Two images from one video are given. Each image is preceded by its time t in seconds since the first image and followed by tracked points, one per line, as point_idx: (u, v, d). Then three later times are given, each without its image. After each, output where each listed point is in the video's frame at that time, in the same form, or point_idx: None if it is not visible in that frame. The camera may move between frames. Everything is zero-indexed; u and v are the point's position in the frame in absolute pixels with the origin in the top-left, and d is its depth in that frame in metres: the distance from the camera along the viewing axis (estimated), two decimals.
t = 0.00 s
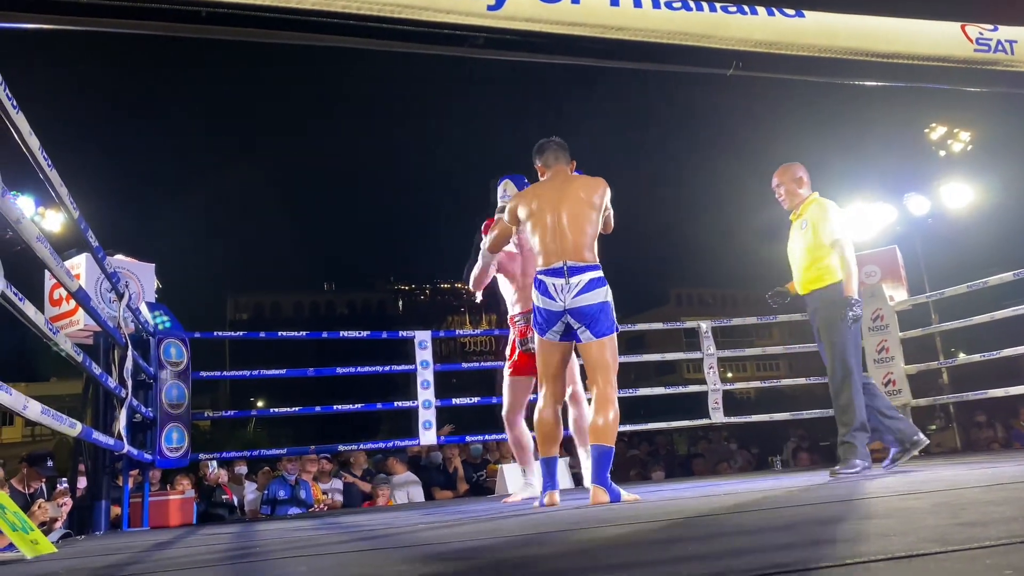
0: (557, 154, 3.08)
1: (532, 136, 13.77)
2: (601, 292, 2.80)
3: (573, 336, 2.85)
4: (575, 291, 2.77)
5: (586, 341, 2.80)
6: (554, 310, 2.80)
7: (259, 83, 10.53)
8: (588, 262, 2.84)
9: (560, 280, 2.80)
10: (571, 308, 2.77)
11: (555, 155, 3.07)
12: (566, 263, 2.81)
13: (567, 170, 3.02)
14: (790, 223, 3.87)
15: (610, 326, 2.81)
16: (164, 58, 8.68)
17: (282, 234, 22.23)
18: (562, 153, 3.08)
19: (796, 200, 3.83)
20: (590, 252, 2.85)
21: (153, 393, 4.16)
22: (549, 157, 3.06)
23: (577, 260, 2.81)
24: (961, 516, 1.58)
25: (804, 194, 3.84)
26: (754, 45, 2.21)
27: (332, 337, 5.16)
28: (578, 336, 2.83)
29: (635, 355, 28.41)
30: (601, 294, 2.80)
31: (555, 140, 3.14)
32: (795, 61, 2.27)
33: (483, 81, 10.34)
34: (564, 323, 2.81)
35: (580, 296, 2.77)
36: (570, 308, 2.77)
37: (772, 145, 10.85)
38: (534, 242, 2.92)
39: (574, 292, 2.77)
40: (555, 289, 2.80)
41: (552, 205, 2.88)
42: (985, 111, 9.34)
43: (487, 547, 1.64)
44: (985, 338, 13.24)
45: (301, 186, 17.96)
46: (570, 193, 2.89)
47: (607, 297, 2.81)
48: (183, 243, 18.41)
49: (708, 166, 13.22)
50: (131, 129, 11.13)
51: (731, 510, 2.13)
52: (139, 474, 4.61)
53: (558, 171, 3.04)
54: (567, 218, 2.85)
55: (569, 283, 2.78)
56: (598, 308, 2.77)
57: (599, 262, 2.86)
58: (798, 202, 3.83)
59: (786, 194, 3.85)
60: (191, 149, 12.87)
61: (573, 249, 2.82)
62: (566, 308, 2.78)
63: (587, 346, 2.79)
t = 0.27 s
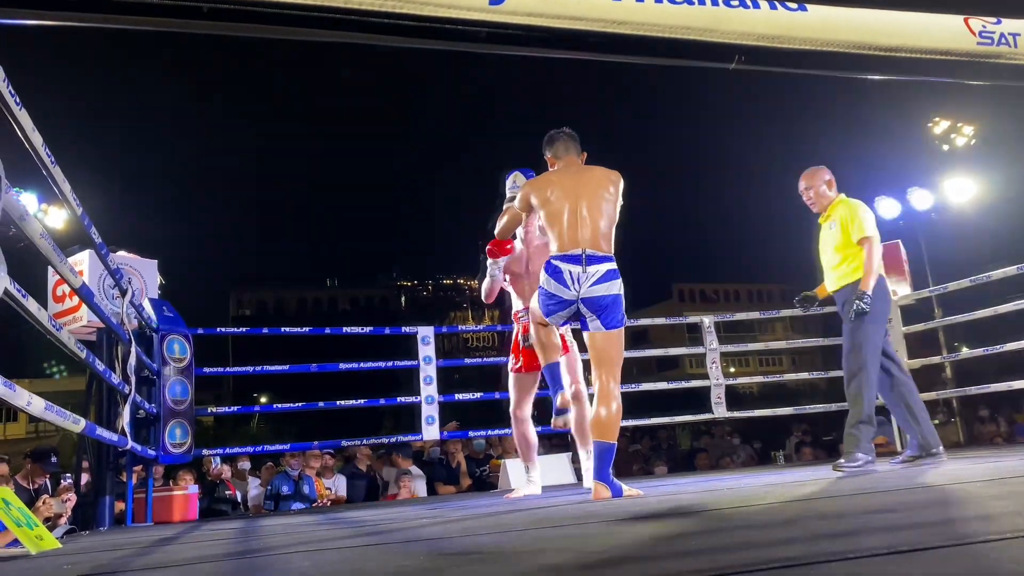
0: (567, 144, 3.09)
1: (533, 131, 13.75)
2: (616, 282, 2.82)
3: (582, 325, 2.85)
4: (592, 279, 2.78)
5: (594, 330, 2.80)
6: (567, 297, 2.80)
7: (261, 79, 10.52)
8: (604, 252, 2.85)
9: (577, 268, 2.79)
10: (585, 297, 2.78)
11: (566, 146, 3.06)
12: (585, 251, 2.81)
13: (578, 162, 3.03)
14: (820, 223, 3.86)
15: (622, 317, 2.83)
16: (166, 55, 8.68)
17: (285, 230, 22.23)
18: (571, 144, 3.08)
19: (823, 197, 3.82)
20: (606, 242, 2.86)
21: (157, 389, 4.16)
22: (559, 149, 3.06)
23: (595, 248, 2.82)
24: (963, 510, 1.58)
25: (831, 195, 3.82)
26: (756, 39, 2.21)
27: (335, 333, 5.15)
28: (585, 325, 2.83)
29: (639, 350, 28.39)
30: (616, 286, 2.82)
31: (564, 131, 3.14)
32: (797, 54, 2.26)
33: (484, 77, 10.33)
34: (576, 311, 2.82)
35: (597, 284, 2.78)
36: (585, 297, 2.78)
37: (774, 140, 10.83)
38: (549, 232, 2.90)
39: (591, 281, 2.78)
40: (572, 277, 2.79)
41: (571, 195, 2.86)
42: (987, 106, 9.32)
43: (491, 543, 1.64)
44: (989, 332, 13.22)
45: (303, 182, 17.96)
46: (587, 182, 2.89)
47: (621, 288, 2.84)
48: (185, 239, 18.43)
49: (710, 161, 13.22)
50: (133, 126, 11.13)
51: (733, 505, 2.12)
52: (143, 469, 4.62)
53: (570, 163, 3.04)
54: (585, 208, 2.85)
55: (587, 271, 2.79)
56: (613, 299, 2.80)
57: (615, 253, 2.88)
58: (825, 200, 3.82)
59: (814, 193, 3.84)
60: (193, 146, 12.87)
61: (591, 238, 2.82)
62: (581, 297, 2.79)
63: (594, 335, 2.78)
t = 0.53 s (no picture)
0: (580, 138, 3.07)
1: (534, 126, 13.74)
2: (618, 287, 2.81)
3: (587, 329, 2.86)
4: (593, 286, 2.77)
5: (600, 336, 2.81)
6: (569, 303, 2.81)
7: (261, 74, 10.52)
8: (606, 255, 2.84)
9: (578, 273, 2.80)
10: (588, 303, 2.78)
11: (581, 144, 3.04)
12: (585, 256, 2.81)
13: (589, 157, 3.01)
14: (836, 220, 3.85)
15: (626, 321, 2.82)
16: (166, 51, 8.67)
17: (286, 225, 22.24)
18: (585, 138, 3.06)
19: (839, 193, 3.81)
20: (607, 246, 2.84)
21: (158, 384, 4.17)
22: (572, 142, 3.05)
23: (594, 253, 2.81)
24: (964, 506, 1.58)
25: (845, 191, 3.82)
26: (757, 33, 2.20)
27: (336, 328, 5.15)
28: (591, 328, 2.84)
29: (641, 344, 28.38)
30: (618, 290, 2.81)
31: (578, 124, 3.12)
32: (799, 49, 2.26)
33: (484, 72, 10.33)
34: (579, 317, 2.82)
35: (597, 291, 2.77)
36: (586, 304, 2.78)
37: (775, 134, 10.82)
38: (552, 231, 2.91)
39: (591, 287, 2.77)
40: (573, 283, 2.80)
41: (578, 197, 2.85)
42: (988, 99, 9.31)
43: (494, 538, 1.64)
44: (991, 326, 13.20)
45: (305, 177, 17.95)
46: (592, 183, 2.88)
47: (623, 293, 2.82)
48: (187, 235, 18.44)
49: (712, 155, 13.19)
50: (134, 122, 11.13)
51: (734, 500, 2.12)
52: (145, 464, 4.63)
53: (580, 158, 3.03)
54: (586, 208, 2.84)
55: (587, 277, 2.78)
56: (614, 305, 2.78)
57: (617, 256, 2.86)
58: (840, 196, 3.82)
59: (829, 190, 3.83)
60: (194, 141, 12.86)
61: (590, 242, 2.82)
62: (583, 303, 2.79)
63: (600, 341, 2.80)
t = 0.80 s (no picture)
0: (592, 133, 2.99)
1: (535, 119, 13.72)
2: (621, 281, 2.81)
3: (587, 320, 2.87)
4: (595, 277, 2.79)
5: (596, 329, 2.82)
6: (569, 292, 2.84)
7: (261, 69, 10.50)
8: (610, 249, 2.83)
9: (582, 262, 2.81)
10: (587, 295, 2.80)
11: (589, 133, 2.97)
12: (591, 247, 2.81)
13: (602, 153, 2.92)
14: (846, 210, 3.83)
15: (626, 316, 2.82)
16: (166, 45, 8.66)
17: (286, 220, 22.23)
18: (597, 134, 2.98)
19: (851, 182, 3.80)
20: (613, 239, 2.84)
21: (160, 378, 4.17)
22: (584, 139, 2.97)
23: (600, 245, 2.81)
24: (965, 497, 1.57)
25: (856, 179, 3.81)
26: (758, 24, 2.19)
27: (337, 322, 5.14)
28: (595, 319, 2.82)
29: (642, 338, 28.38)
30: (620, 284, 2.82)
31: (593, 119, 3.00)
32: (801, 39, 2.25)
33: (485, 65, 10.31)
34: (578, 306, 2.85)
35: (599, 283, 2.79)
36: (586, 295, 2.80)
37: (776, 127, 10.80)
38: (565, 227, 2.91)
39: (593, 278, 2.79)
40: (576, 272, 2.81)
41: (583, 192, 2.85)
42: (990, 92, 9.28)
43: (496, 530, 1.64)
44: (993, 318, 13.20)
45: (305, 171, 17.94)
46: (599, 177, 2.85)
47: (626, 287, 2.83)
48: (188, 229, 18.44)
49: (711, 148, 13.19)
50: (134, 116, 11.12)
51: (735, 491, 2.13)
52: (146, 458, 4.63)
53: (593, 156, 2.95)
54: (595, 204, 2.84)
55: (590, 268, 2.80)
56: (616, 298, 2.80)
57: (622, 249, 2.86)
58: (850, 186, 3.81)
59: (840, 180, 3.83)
60: (194, 135, 12.85)
61: (596, 234, 2.82)
62: (583, 294, 2.81)
63: (597, 333, 2.79)
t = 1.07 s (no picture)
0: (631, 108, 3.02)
1: (535, 118, 13.72)
2: (672, 250, 2.75)
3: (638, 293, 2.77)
4: (649, 245, 2.72)
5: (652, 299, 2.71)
6: (623, 262, 2.74)
7: (261, 68, 10.51)
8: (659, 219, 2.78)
9: (633, 232, 2.74)
10: (642, 262, 2.72)
11: (632, 109, 3.01)
12: (642, 216, 2.75)
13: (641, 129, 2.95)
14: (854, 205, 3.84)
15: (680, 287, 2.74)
16: (166, 46, 8.67)
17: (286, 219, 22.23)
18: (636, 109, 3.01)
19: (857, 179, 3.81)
20: (662, 210, 2.79)
21: (160, 377, 4.17)
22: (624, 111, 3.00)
23: (651, 214, 2.75)
24: (966, 494, 1.57)
25: (863, 176, 3.81)
26: (758, 23, 2.19)
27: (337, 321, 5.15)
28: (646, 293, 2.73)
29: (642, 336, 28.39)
30: (672, 254, 2.75)
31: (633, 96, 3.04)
32: (800, 37, 2.25)
33: (484, 65, 10.32)
34: (631, 276, 2.75)
35: (654, 250, 2.71)
36: (641, 264, 2.72)
37: (776, 126, 10.82)
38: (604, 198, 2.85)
39: (648, 246, 2.72)
40: (628, 241, 2.74)
41: (624, 161, 2.82)
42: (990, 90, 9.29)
43: (497, 530, 1.64)
44: (992, 316, 13.22)
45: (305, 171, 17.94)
46: (644, 151, 2.83)
47: (677, 257, 2.76)
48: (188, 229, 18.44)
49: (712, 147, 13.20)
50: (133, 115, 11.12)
51: (735, 489, 2.13)
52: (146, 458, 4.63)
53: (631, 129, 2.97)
54: (642, 175, 2.79)
55: (643, 236, 2.73)
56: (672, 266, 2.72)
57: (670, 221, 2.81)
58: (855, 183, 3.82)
59: (846, 177, 3.83)
60: (193, 134, 12.86)
61: (646, 203, 2.76)
62: (638, 263, 2.73)
63: (655, 303, 2.70)
